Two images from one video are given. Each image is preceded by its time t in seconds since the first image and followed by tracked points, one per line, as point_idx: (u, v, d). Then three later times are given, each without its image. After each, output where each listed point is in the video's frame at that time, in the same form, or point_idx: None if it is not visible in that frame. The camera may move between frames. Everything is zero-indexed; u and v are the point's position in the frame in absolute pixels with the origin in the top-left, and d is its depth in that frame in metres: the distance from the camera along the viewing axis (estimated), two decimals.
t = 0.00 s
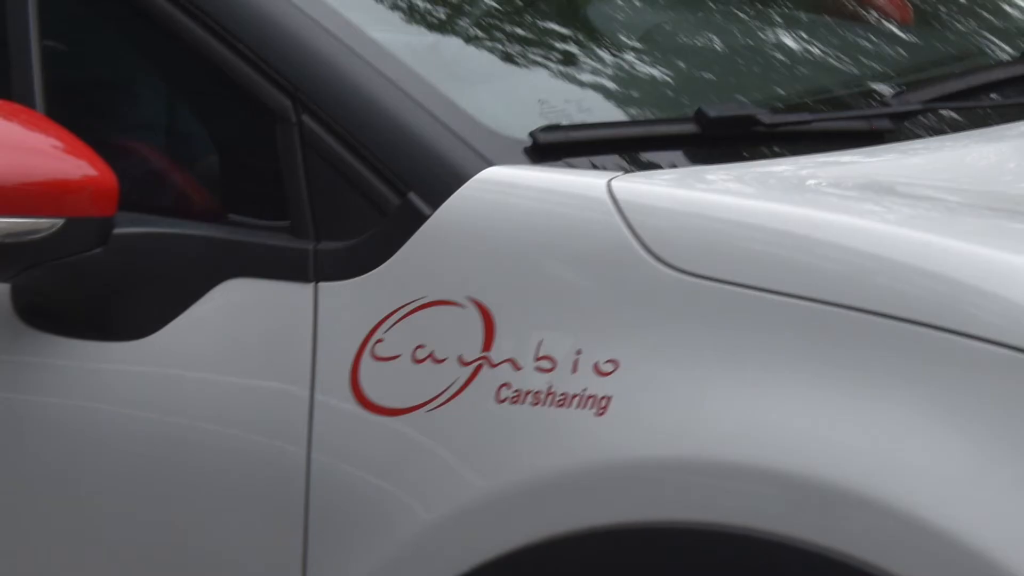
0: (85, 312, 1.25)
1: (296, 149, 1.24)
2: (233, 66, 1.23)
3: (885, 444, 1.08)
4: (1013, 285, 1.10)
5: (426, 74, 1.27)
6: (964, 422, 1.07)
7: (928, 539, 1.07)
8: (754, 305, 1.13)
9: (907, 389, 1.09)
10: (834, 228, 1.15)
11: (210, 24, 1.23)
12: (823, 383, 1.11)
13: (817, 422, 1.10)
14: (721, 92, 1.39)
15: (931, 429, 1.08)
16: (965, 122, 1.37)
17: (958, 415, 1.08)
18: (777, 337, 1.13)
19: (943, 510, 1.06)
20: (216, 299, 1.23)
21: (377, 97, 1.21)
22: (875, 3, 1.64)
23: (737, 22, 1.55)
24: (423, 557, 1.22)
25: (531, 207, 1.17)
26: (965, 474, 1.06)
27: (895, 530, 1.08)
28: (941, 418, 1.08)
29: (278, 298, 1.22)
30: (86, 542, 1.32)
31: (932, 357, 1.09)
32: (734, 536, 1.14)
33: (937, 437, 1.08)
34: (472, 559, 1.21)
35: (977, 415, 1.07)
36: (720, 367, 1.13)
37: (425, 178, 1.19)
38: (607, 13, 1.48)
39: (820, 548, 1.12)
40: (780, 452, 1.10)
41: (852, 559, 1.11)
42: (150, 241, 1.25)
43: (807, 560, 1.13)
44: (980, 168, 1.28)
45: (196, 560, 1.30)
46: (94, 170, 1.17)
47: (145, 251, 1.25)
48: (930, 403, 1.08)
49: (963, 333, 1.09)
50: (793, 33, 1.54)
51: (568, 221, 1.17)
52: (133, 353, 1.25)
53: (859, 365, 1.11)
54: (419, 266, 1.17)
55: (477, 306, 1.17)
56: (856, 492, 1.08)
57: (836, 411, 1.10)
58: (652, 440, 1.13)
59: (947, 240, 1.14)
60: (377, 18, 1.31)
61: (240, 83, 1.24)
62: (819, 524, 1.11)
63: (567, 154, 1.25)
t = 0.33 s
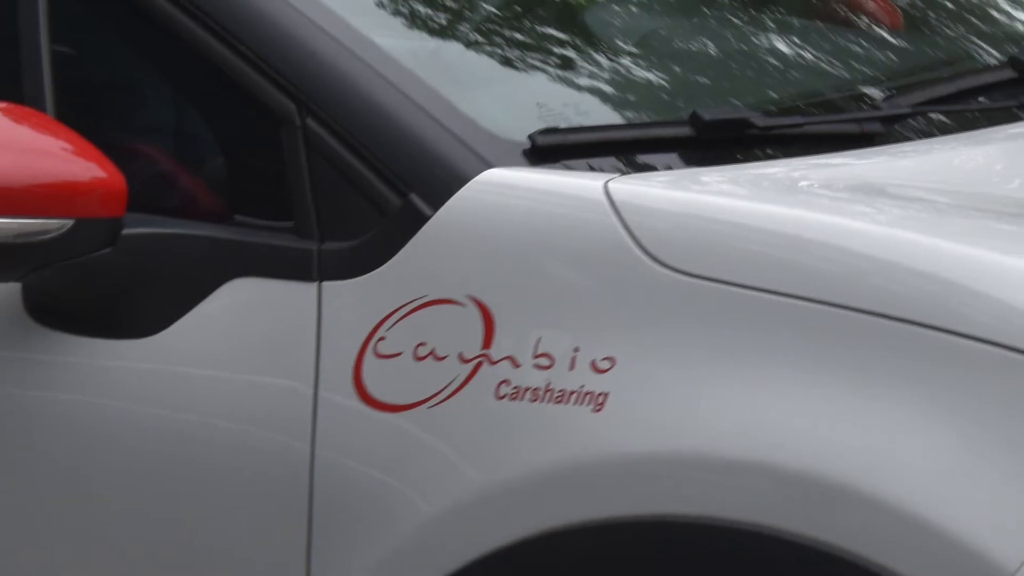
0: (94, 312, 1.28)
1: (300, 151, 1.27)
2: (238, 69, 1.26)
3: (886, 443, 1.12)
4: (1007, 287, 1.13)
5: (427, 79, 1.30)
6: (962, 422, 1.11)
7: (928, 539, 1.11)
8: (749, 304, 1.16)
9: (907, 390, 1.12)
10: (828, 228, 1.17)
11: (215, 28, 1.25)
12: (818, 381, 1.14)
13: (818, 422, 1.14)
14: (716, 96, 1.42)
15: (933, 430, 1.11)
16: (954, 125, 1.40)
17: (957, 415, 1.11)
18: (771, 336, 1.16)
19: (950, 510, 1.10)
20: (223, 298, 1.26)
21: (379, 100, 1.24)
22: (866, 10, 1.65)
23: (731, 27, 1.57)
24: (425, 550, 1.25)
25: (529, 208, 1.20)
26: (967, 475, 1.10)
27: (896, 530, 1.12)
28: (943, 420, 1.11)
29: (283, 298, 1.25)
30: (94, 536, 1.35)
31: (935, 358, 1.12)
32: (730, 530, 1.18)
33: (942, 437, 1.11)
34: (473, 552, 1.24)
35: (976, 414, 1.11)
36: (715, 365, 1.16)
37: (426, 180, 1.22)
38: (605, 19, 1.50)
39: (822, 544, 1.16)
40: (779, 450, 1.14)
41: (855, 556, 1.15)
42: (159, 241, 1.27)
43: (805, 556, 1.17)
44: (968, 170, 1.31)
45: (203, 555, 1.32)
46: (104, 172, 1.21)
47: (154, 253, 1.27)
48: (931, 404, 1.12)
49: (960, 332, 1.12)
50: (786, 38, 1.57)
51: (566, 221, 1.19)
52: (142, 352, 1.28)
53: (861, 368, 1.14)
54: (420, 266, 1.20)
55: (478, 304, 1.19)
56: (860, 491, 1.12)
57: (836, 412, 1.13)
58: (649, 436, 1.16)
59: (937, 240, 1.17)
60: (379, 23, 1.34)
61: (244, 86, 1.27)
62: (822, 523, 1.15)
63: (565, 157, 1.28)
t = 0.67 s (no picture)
0: (114, 309, 1.34)
1: (309, 157, 1.33)
2: (252, 79, 1.32)
3: (863, 432, 1.17)
4: (980, 285, 1.19)
5: (429, 87, 1.36)
6: (935, 414, 1.16)
7: (906, 524, 1.15)
8: (734, 301, 1.22)
9: (885, 383, 1.18)
10: (808, 230, 1.24)
11: (230, 40, 1.32)
12: (800, 374, 1.20)
13: (806, 412, 1.19)
14: (705, 104, 1.48)
15: (906, 420, 1.16)
16: (933, 132, 1.47)
17: (930, 407, 1.16)
18: (755, 331, 1.22)
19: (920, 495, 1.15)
20: (235, 296, 1.33)
21: (384, 108, 1.30)
22: (847, 21, 1.73)
23: (720, 38, 1.64)
24: (427, 537, 1.31)
25: (526, 210, 1.26)
26: (937, 461, 1.15)
27: (871, 513, 1.16)
28: (917, 410, 1.17)
29: (292, 296, 1.31)
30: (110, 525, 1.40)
31: (911, 352, 1.18)
32: (720, 518, 1.23)
33: (913, 427, 1.16)
34: (474, 540, 1.29)
35: (947, 405, 1.16)
36: (703, 359, 1.22)
37: (429, 184, 1.28)
38: (599, 30, 1.57)
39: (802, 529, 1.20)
40: (762, 438, 1.19)
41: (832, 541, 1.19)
42: (174, 240, 1.34)
43: (789, 543, 1.21)
44: (946, 174, 1.37)
45: (215, 544, 1.38)
46: (121, 175, 1.28)
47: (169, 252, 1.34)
48: (907, 395, 1.17)
49: (930, 327, 1.18)
50: (772, 48, 1.63)
51: (561, 222, 1.26)
52: (159, 347, 1.34)
53: (842, 363, 1.20)
54: (423, 264, 1.27)
55: (478, 302, 1.26)
56: (840, 479, 1.17)
57: (818, 402, 1.19)
58: (641, 426, 1.22)
59: (913, 240, 1.23)
60: (383, 33, 1.40)
61: (256, 94, 1.33)
62: (801, 507, 1.19)
63: (561, 161, 1.34)
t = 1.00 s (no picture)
0: (139, 305, 1.43)
1: (321, 164, 1.42)
2: (267, 92, 1.42)
3: (841, 421, 1.27)
4: (947, 283, 1.29)
5: (433, 99, 1.45)
6: (906, 403, 1.26)
7: (877, 505, 1.25)
8: (717, 297, 1.32)
9: (861, 374, 1.27)
10: (786, 231, 1.34)
11: (246, 56, 1.41)
12: (777, 365, 1.30)
13: (784, 400, 1.28)
14: (691, 114, 1.58)
15: (879, 410, 1.26)
16: (903, 140, 1.56)
17: (902, 397, 1.26)
18: (735, 325, 1.31)
19: (895, 480, 1.24)
20: (252, 293, 1.42)
21: (391, 119, 1.40)
22: (822, 36, 1.85)
23: (703, 52, 1.75)
24: (431, 517, 1.40)
25: (523, 213, 1.36)
26: (909, 447, 1.25)
27: (850, 497, 1.26)
28: (887, 400, 1.26)
29: (304, 292, 1.40)
30: (132, 509, 1.49)
31: (881, 344, 1.28)
32: (706, 500, 1.32)
33: (886, 414, 1.26)
34: (475, 521, 1.39)
35: (916, 394, 1.26)
36: (688, 351, 1.31)
37: (432, 188, 1.37)
38: (591, 44, 1.68)
39: (782, 509, 1.30)
40: (744, 425, 1.29)
41: (813, 523, 1.29)
42: (194, 240, 1.43)
43: (771, 523, 1.31)
44: (915, 179, 1.47)
45: (232, 527, 1.47)
46: (146, 181, 1.38)
47: (190, 251, 1.43)
48: (879, 385, 1.27)
49: (897, 320, 1.28)
50: (751, 62, 1.75)
51: (555, 224, 1.35)
52: (181, 341, 1.44)
53: (816, 354, 1.29)
54: (426, 263, 1.36)
55: (478, 298, 1.35)
56: (816, 463, 1.26)
57: (794, 390, 1.28)
58: (630, 413, 1.32)
59: (884, 241, 1.33)
60: (389, 48, 1.49)
61: (271, 105, 1.42)
62: (783, 491, 1.29)
63: (555, 167, 1.43)
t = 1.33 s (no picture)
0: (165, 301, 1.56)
1: (334, 171, 1.55)
2: (286, 105, 1.55)
3: (810, 408, 1.38)
4: (911, 282, 1.41)
5: (437, 111, 1.58)
6: (869, 390, 1.37)
7: (842, 483, 1.36)
8: (696, 293, 1.44)
9: (828, 363, 1.39)
10: (760, 233, 1.46)
11: (268, 71, 1.54)
12: (751, 356, 1.41)
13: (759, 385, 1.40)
14: (674, 126, 1.71)
15: (840, 395, 1.38)
16: (866, 149, 1.70)
17: (866, 384, 1.38)
18: (712, 318, 1.43)
19: (859, 463, 1.35)
20: (270, 289, 1.55)
21: (399, 129, 1.52)
22: (794, 55, 2.00)
23: (685, 69, 1.88)
24: (434, 496, 1.51)
25: (519, 216, 1.49)
26: (872, 433, 1.36)
27: (819, 478, 1.37)
28: (851, 386, 1.38)
29: (319, 289, 1.53)
30: (159, 488, 1.61)
31: (846, 336, 1.40)
32: (688, 480, 1.43)
33: (852, 402, 1.37)
34: (475, 502, 1.50)
35: (877, 381, 1.38)
36: (669, 343, 1.44)
37: (436, 193, 1.50)
38: (582, 62, 1.81)
39: (755, 489, 1.41)
40: (721, 411, 1.40)
41: (785, 503, 1.40)
42: (214, 240, 1.56)
43: (748, 503, 1.42)
44: (878, 186, 1.60)
45: (251, 507, 1.59)
46: (173, 187, 1.52)
47: (212, 250, 1.56)
48: (845, 376, 1.38)
49: (861, 315, 1.40)
50: (728, 77, 1.89)
51: (548, 227, 1.48)
52: (206, 334, 1.57)
53: (787, 346, 1.41)
54: (430, 262, 1.49)
55: (478, 294, 1.48)
56: (786, 444, 1.38)
57: (767, 380, 1.40)
58: (616, 400, 1.43)
59: (849, 242, 1.45)
60: (397, 65, 1.62)
61: (289, 116, 1.55)
62: (758, 471, 1.40)
63: (549, 174, 1.56)
